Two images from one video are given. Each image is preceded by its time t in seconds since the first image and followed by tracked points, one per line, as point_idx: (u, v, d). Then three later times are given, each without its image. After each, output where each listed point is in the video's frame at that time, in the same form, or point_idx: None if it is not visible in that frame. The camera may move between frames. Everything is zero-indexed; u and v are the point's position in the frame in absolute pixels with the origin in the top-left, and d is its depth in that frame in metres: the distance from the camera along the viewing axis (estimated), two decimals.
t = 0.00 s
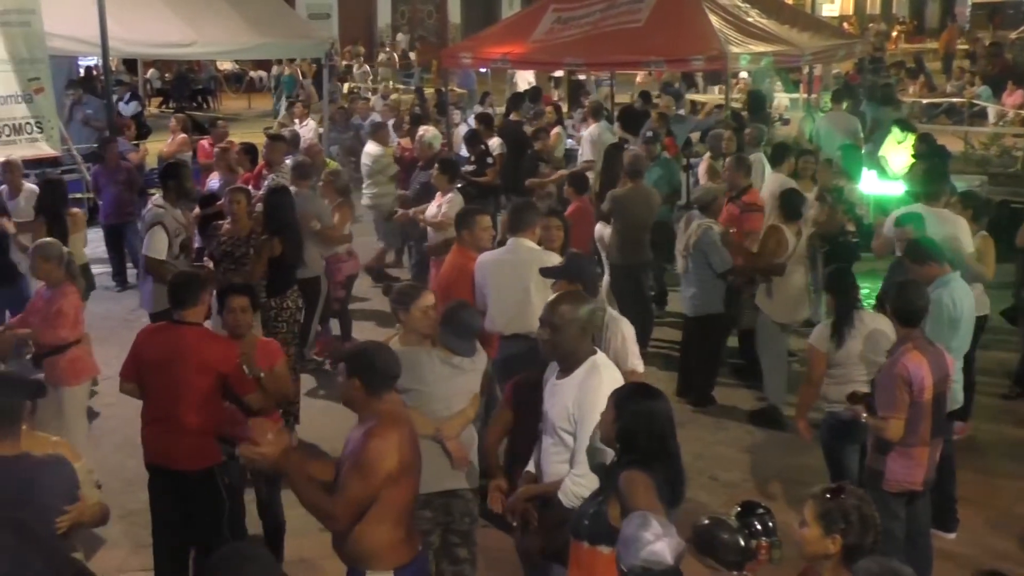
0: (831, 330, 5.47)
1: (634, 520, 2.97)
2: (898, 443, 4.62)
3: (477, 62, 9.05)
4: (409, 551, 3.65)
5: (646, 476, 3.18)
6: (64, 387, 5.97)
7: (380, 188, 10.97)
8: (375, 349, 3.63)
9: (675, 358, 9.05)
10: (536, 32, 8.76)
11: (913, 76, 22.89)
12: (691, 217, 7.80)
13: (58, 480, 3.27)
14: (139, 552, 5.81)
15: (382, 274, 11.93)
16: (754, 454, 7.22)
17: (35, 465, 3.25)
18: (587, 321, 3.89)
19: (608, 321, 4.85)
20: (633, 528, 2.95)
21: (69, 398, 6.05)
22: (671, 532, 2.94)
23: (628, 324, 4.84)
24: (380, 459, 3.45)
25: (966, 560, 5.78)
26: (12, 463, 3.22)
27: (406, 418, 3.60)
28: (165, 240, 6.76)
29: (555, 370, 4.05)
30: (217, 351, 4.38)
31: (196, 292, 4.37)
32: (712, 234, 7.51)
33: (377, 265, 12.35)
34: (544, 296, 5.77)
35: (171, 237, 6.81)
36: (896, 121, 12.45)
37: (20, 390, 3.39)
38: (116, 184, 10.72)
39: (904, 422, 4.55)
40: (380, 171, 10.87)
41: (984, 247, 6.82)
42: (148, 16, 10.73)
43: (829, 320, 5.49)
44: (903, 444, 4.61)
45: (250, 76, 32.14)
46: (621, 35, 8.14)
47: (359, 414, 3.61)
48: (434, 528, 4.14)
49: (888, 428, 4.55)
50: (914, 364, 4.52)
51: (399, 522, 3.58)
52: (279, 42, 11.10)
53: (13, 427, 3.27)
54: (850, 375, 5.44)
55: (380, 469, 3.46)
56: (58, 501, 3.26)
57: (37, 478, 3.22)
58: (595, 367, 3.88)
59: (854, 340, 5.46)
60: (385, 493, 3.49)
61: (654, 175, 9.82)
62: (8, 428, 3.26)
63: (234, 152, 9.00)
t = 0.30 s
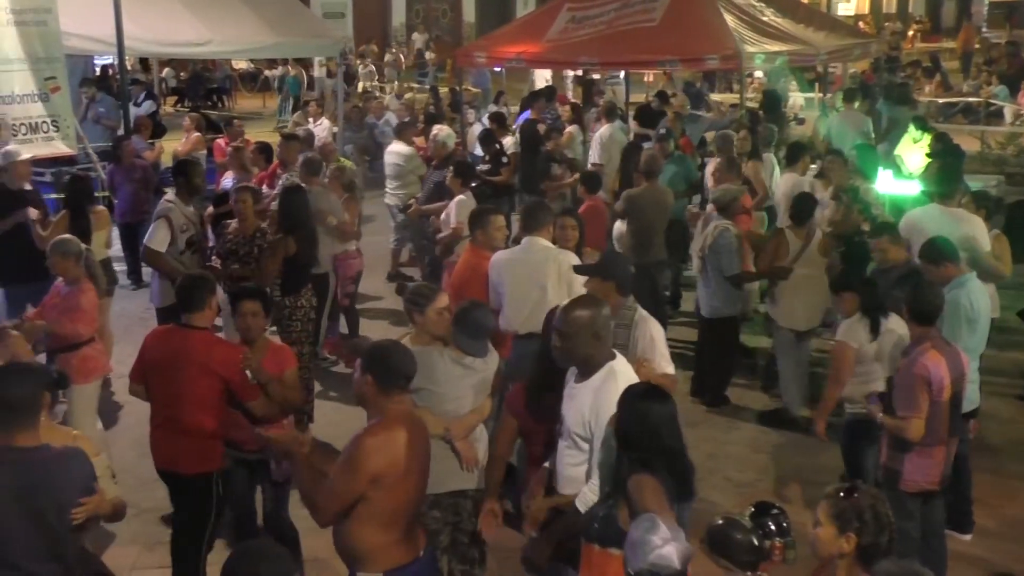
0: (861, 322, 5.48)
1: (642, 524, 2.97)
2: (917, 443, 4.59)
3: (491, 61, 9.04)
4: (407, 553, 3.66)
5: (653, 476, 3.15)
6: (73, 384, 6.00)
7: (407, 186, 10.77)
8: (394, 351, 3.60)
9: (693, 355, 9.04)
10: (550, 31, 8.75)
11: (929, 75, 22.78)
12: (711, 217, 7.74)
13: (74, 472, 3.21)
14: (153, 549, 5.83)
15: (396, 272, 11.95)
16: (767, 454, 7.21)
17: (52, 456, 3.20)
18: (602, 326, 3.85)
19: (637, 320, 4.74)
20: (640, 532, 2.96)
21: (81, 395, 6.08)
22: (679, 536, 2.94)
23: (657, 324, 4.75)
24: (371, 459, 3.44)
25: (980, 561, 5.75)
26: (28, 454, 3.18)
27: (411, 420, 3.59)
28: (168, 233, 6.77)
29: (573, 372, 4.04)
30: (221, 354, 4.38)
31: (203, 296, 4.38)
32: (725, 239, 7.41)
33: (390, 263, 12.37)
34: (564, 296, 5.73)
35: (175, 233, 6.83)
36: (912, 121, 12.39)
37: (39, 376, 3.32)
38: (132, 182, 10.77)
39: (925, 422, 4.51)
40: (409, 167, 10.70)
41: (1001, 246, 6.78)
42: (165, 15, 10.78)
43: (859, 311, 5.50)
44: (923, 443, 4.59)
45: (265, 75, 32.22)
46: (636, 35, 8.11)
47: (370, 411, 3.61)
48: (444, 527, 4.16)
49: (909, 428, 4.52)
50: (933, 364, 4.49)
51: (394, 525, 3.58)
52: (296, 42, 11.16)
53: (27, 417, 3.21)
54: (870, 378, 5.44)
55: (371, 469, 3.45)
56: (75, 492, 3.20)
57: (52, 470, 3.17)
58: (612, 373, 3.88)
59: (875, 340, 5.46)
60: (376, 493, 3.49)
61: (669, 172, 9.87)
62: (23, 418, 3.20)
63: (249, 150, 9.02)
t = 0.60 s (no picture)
0: (885, 318, 5.33)
1: (657, 516, 3.01)
2: (931, 444, 4.59)
3: (505, 60, 9.06)
4: (410, 554, 3.64)
5: (656, 475, 3.23)
6: (89, 381, 6.01)
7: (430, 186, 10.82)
8: (391, 352, 3.60)
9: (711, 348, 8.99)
10: (565, 30, 8.74)
11: (946, 74, 22.70)
12: (728, 218, 7.68)
13: (82, 473, 3.27)
14: (168, 546, 5.86)
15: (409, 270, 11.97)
16: (780, 454, 7.20)
17: (61, 456, 3.25)
18: (616, 328, 3.84)
19: (659, 325, 4.83)
20: (656, 524, 2.99)
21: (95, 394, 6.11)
22: (695, 524, 3.00)
23: (680, 331, 4.83)
24: (365, 460, 3.45)
25: (994, 562, 5.73)
26: (36, 453, 3.23)
27: (409, 420, 3.58)
28: (173, 226, 6.76)
29: (593, 373, 4.03)
30: (223, 354, 4.39)
31: (206, 294, 4.38)
32: (744, 244, 7.39)
33: (404, 262, 12.40)
34: (577, 296, 5.70)
35: (180, 225, 6.80)
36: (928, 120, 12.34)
37: (54, 377, 3.39)
38: (147, 180, 10.82)
39: (940, 422, 4.50)
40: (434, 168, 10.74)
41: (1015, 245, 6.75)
42: (182, 15, 10.82)
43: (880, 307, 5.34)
44: (937, 444, 4.58)
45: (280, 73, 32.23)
46: (650, 33, 8.10)
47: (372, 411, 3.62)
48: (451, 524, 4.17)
49: (925, 428, 4.51)
50: (950, 364, 4.47)
51: (396, 525, 3.58)
52: (311, 40, 11.19)
53: (41, 417, 3.27)
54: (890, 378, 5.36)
55: (366, 470, 3.47)
56: (81, 494, 3.25)
57: (60, 470, 3.22)
58: (628, 378, 3.83)
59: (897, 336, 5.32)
60: (374, 492, 3.51)
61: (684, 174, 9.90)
62: (35, 417, 3.25)
63: (264, 149, 9.06)
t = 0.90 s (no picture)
0: (894, 317, 5.30)
1: (663, 512, 3.02)
2: (946, 444, 4.56)
3: (520, 58, 9.06)
4: (421, 551, 3.63)
5: (665, 476, 3.21)
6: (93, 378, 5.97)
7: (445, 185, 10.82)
8: (403, 350, 3.61)
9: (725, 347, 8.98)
10: (579, 29, 8.73)
11: (963, 72, 22.58)
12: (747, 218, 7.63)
13: (70, 466, 3.27)
14: (182, 543, 5.88)
15: (422, 269, 11.98)
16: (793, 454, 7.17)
17: (47, 453, 3.25)
18: (642, 328, 3.84)
19: (677, 324, 4.82)
20: (663, 520, 3.00)
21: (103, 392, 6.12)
22: (701, 517, 3.00)
23: (697, 329, 4.82)
24: (373, 457, 3.46)
25: (1009, 563, 5.70)
26: (19, 453, 3.21)
27: (420, 417, 3.58)
28: (183, 222, 6.72)
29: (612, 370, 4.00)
30: (244, 355, 4.42)
31: (236, 295, 4.39)
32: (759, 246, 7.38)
33: (418, 260, 12.41)
34: (590, 300, 5.71)
35: (190, 223, 6.76)
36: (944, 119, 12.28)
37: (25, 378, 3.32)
38: (163, 179, 10.85)
39: (955, 422, 4.48)
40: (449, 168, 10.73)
41: None
42: (198, 15, 10.87)
43: (890, 307, 5.31)
44: (952, 444, 4.56)
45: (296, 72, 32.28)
46: (665, 32, 8.08)
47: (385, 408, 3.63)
48: (463, 521, 4.16)
49: (939, 428, 4.49)
50: (966, 364, 4.45)
51: (405, 522, 3.57)
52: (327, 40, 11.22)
53: (22, 419, 3.23)
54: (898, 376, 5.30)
55: (375, 467, 3.47)
56: (73, 486, 3.26)
57: (47, 465, 3.23)
58: (649, 380, 3.79)
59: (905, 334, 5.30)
60: (383, 489, 3.51)
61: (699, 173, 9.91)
62: (18, 417, 3.21)
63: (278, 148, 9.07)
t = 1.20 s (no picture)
0: (882, 333, 5.04)
1: (674, 510, 3.00)
2: (960, 444, 4.55)
3: (534, 58, 9.05)
4: (429, 547, 3.62)
5: (675, 479, 3.23)
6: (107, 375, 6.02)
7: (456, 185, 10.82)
8: (407, 346, 3.61)
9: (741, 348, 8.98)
10: (593, 28, 8.71)
11: (979, 71, 22.49)
12: (770, 215, 7.61)
13: (69, 470, 3.19)
14: (196, 542, 5.88)
15: (436, 268, 11.99)
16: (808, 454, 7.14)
17: (45, 457, 3.16)
18: (663, 326, 3.83)
19: (692, 325, 4.83)
20: (674, 519, 2.98)
21: (117, 389, 6.13)
22: (713, 516, 2.99)
23: (713, 331, 4.82)
24: (381, 452, 3.45)
25: None
26: (16, 460, 3.11)
27: (426, 414, 3.58)
28: (192, 225, 6.74)
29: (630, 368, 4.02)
30: (270, 350, 4.47)
31: (257, 292, 4.43)
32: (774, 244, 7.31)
33: (432, 259, 12.41)
34: (605, 298, 5.70)
35: (198, 224, 6.76)
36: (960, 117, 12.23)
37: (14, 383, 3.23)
38: (178, 178, 10.88)
39: (968, 423, 4.47)
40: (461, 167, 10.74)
41: None
42: (213, 15, 10.90)
43: (879, 321, 5.05)
44: (966, 444, 4.55)
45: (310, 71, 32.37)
46: (680, 31, 8.06)
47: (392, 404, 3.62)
48: (478, 521, 4.13)
49: (953, 428, 4.47)
50: (982, 364, 4.42)
51: (412, 518, 3.57)
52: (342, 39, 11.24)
53: (18, 425, 3.14)
54: (890, 390, 5.06)
55: (383, 462, 3.46)
56: (74, 490, 3.18)
57: (46, 470, 3.13)
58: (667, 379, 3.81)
59: (896, 349, 5.05)
60: (391, 485, 3.51)
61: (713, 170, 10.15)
62: (11, 423, 3.12)
63: (292, 146, 9.09)
